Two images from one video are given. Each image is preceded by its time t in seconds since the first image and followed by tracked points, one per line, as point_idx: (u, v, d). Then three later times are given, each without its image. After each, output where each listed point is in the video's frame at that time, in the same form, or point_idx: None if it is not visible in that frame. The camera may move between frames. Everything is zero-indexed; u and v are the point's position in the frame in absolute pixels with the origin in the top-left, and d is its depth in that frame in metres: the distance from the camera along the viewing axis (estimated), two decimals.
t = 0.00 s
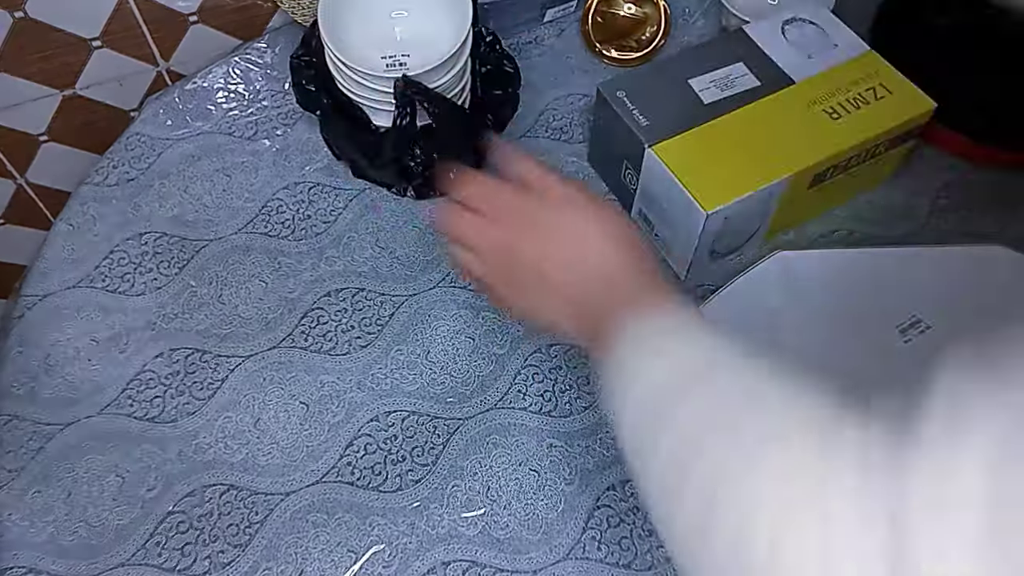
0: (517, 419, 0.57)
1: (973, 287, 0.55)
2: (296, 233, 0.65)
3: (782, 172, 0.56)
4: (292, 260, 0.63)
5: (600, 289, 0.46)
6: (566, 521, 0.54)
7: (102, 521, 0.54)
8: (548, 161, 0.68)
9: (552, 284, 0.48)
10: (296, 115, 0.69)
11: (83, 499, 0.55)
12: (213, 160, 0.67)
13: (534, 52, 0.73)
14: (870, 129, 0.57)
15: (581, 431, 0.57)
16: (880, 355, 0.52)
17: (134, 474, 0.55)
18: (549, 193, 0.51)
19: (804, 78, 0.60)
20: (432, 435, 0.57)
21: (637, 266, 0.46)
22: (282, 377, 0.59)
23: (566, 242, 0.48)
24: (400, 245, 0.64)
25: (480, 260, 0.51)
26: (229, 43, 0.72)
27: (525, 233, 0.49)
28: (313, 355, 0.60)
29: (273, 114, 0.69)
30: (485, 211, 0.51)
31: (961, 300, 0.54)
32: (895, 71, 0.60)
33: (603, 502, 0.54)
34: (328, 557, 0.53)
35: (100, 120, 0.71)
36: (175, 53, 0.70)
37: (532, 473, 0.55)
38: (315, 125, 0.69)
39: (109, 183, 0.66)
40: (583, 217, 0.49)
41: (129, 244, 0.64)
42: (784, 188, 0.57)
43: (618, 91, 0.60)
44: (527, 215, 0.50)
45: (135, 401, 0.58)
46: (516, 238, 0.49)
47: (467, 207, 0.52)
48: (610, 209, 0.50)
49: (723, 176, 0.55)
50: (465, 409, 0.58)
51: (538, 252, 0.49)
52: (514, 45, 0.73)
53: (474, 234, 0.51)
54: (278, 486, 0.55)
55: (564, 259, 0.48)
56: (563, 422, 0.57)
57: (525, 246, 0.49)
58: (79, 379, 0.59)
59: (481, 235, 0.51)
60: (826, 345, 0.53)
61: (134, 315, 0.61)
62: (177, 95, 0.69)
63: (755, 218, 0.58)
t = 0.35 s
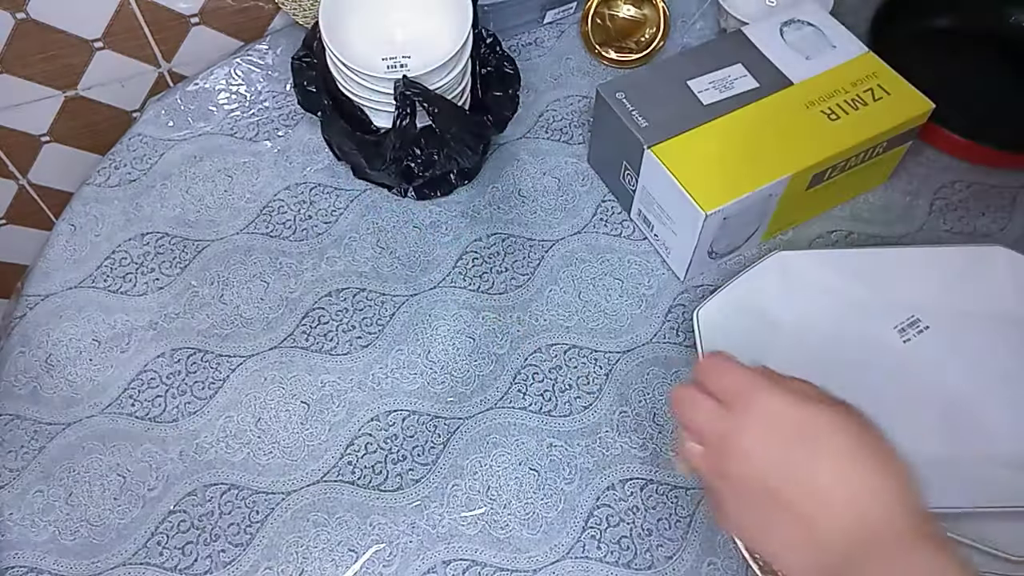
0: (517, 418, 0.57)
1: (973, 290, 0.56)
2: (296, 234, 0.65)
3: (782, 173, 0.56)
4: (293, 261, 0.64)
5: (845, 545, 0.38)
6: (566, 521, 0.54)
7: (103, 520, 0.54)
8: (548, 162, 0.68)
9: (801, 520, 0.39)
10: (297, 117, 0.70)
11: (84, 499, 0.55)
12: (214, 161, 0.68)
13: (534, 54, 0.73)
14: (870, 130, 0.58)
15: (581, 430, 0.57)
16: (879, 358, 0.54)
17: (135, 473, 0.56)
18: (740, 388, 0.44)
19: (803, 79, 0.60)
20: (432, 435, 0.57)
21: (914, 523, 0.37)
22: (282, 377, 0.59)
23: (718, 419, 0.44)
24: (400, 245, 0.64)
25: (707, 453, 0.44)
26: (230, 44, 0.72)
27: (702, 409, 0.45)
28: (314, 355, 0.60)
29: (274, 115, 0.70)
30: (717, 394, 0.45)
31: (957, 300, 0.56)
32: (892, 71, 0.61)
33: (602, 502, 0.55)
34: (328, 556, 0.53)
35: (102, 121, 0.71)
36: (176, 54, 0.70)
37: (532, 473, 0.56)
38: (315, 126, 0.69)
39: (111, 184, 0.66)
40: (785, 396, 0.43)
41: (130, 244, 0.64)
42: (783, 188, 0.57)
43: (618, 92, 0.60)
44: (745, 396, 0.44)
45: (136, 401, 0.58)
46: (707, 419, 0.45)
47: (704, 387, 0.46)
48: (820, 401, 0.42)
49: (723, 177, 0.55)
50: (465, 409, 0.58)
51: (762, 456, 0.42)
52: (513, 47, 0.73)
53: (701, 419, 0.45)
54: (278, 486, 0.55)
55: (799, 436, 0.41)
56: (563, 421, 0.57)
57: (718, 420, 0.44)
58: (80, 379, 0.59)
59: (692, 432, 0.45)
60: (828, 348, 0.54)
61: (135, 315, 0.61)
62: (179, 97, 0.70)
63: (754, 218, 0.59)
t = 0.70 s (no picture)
0: (517, 417, 0.58)
1: (970, 291, 0.57)
2: (298, 234, 0.65)
3: (779, 174, 0.56)
4: (294, 261, 0.64)
5: None
6: (565, 519, 0.55)
7: (107, 518, 0.55)
8: (548, 163, 0.68)
9: None
10: (299, 118, 0.70)
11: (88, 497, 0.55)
12: (216, 162, 0.68)
13: (534, 56, 0.73)
14: (867, 131, 0.58)
15: (581, 429, 0.57)
16: (878, 357, 0.54)
17: (138, 471, 0.56)
18: (787, 459, 0.37)
19: (801, 81, 0.60)
20: (433, 433, 0.57)
21: None
22: (284, 376, 0.59)
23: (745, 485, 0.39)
24: (401, 246, 0.65)
25: (736, 534, 0.39)
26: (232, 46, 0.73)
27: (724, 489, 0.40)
28: (316, 355, 0.60)
29: (275, 116, 0.70)
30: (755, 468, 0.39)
31: (954, 301, 0.56)
32: (889, 73, 0.61)
33: (601, 500, 0.55)
34: (330, 553, 0.53)
35: (105, 123, 0.72)
36: (179, 56, 0.71)
37: (532, 471, 0.56)
38: (317, 127, 0.70)
39: (114, 185, 0.67)
40: (841, 472, 0.35)
41: (133, 244, 0.65)
42: (781, 189, 0.58)
43: (617, 93, 0.60)
44: (778, 466, 0.37)
45: (140, 400, 0.59)
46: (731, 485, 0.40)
47: (736, 462, 0.40)
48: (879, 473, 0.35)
49: (720, 178, 0.56)
50: (465, 408, 0.58)
51: (808, 540, 0.35)
52: (514, 49, 0.74)
53: (732, 495, 0.39)
54: (281, 484, 0.56)
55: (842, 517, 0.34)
56: (563, 420, 0.58)
57: (769, 492, 0.37)
58: (84, 378, 0.59)
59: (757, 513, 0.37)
60: (825, 348, 0.55)
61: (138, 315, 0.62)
62: (181, 98, 0.70)
63: (753, 219, 0.59)
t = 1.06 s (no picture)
0: (517, 418, 0.57)
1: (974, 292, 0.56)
2: (296, 233, 0.65)
3: (782, 173, 0.56)
4: (292, 260, 0.63)
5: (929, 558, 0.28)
6: (566, 521, 0.54)
7: (103, 520, 0.54)
8: (548, 162, 0.68)
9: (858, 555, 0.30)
10: (297, 116, 0.70)
11: (84, 499, 0.55)
12: (214, 161, 0.68)
13: (534, 54, 0.73)
14: (870, 129, 0.58)
15: (581, 431, 0.57)
16: (880, 355, 0.54)
17: (134, 473, 0.55)
18: (802, 423, 0.36)
19: (804, 79, 0.60)
20: (432, 435, 0.57)
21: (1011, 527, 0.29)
22: (282, 377, 0.59)
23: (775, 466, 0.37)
24: (400, 245, 0.64)
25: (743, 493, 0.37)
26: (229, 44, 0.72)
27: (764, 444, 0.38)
28: (314, 355, 0.60)
29: (273, 115, 0.70)
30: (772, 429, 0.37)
31: (958, 302, 0.56)
32: (893, 71, 0.60)
33: (602, 502, 0.55)
34: (328, 556, 0.53)
35: (101, 121, 0.71)
36: (176, 54, 0.70)
37: (532, 473, 0.55)
38: (315, 125, 0.69)
39: (110, 184, 0.66)
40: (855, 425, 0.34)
41: (130, 244, 0.64)
42: (783, 188, 0.57)
43: (618, 91, 0.60)
44: (795, 421, 0.36)
45: (136, 401, 0.58)
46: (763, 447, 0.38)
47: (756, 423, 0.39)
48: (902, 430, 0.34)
49: (722, 177, 0.55)
50: (465, 409, 0.58)
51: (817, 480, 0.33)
52: (513, 47, 0.73)
53: (745, 454, 0.38)
54: (279, 486, 0.55)
55: (860, 484, 0.31)
56: (563, 421, 0.57)
57: (779, 453, 0.35)
58: (80, 378, 0.59)
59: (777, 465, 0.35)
60: (829, 348, 0.54)
61: (134, 315, 0.61)
62: (178, 96, 0.70)
63: (755, 218, 0.59)
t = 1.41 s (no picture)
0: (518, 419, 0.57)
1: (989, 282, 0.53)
2: (296, 233, 0.65)
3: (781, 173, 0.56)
4: (292, 260, 0.63)
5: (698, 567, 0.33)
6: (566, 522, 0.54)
7: (103, 520, 0.54)
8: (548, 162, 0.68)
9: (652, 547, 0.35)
10: (297, 116, 0.70)
11: (84, 499, 0.55)
12: (213, 161, 0.68)
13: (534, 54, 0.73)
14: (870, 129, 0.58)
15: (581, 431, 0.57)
16: (874, 345, 0.53)
17: (134, 473, 0.55)
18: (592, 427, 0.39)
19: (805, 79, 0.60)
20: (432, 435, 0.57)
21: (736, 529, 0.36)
22: (282, 377, 0.59)
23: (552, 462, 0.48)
24: (400, 245, 0.64)
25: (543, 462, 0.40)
26: (229, 44, 0.72)
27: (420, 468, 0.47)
28: (314, 355, 0.60)
29: (273, 114, 0.70)
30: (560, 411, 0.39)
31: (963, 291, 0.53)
32: (892, 71, 0.60)
33: (602, 502, 0.55)
34: (328, 556, 0.53)
35: (101, 121, 0.71)
36: (176, 54, 0.70)
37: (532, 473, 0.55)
38: (315, 125, 0.69)
39: (110, 184, 0.66)
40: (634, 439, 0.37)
41: (130, 244, 0.64)
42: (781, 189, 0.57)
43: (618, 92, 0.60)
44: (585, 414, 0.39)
45: (136, 401, 0.58)
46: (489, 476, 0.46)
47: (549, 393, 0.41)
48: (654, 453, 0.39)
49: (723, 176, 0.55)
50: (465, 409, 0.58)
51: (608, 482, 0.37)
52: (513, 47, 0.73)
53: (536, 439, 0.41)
54: (278, 486, 0.55)
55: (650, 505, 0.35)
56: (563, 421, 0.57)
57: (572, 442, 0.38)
58: (80, 379, 0.59)
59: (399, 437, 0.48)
60: (823, 350, 0.54)
61: (134, 315, 0.61)
62: (178, 97, 0.70)
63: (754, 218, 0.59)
